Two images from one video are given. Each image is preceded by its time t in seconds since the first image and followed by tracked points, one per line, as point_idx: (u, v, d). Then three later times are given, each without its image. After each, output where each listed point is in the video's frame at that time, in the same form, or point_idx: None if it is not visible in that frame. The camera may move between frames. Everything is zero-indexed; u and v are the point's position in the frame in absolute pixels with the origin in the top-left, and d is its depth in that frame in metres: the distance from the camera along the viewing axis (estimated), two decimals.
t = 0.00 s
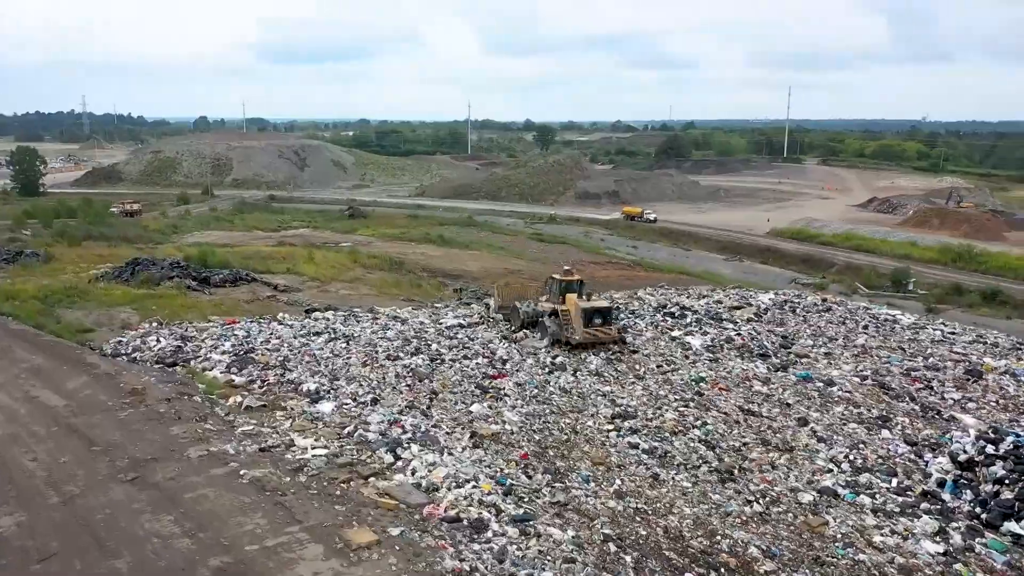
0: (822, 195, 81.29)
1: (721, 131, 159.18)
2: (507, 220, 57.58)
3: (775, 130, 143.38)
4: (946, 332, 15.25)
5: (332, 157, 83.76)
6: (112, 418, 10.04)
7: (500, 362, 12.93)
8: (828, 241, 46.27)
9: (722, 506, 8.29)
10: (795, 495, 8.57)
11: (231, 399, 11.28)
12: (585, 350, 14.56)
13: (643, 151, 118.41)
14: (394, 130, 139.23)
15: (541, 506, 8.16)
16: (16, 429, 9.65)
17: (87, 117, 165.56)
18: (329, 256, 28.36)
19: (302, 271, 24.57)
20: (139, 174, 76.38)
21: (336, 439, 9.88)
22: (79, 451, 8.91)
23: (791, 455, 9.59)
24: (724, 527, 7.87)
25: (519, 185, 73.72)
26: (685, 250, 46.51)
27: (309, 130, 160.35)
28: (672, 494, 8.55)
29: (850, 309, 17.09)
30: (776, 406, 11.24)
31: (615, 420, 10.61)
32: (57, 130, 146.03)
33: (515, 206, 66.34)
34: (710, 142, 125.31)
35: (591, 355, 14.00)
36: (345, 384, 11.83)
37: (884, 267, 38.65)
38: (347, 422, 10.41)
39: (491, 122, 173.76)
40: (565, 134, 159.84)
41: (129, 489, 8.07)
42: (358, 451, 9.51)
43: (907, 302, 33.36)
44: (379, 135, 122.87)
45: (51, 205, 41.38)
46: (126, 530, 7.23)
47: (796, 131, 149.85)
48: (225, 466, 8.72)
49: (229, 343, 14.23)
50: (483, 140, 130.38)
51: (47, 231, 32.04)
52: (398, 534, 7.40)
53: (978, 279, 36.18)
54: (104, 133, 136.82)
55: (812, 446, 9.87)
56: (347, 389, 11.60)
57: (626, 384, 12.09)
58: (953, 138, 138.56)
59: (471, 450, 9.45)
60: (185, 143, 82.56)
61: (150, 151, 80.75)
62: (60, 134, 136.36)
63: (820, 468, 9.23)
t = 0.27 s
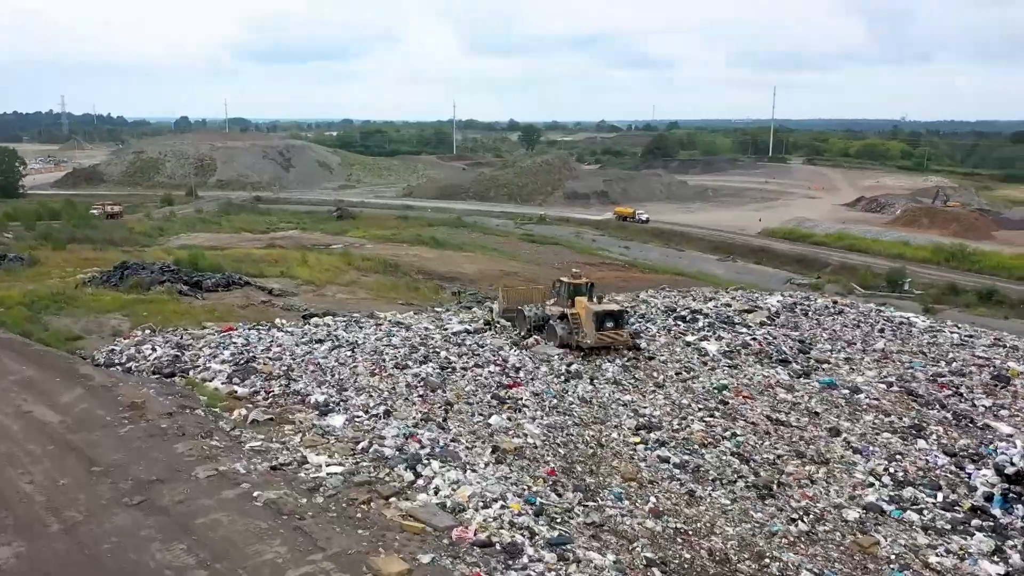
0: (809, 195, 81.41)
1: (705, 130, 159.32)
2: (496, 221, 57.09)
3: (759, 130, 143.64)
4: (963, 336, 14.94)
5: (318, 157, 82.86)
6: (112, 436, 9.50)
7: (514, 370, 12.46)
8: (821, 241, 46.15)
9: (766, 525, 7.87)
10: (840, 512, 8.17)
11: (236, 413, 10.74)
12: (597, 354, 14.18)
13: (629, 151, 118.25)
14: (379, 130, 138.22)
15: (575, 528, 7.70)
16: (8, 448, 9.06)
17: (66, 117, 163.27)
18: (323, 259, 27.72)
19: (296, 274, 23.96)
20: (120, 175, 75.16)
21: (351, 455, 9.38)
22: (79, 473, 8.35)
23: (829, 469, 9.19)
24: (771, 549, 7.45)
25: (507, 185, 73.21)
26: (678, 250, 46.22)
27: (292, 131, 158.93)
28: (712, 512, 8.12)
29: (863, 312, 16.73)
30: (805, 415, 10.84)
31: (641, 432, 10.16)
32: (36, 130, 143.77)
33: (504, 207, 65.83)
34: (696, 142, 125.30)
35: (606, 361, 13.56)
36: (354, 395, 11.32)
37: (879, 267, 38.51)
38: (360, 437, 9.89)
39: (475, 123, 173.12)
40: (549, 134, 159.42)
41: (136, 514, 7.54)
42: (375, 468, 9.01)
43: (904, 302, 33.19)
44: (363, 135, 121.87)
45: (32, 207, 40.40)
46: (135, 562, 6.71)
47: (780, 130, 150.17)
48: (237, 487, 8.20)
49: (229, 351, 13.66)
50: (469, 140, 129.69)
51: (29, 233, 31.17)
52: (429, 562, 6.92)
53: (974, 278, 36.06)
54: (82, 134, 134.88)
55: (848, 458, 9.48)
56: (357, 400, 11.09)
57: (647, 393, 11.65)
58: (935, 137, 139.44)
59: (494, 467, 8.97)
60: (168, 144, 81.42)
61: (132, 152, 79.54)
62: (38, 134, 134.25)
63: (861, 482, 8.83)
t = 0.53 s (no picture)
0: (795, 194, 81.57)
1: (689, 130, 159.45)
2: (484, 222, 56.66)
3: (742, 130, 144.03)
4: (979, 340, 14.68)
5: (302, 157, 81.95)
6: (112, 454, 8.95)
7: (528, 379, 12.00)
8: (811, 241, 46.06)
9: (813, 545, 7.48)
10: (887, 530, 7.78)
11: (240, 426, 10.21)
12: (608, 358, 13.76)
13: (613, 151, 118.05)
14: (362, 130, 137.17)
15: (613, 551, 7.27)
16: None
17: (43, 117, 160.90)
18: (314, 261, 27.12)
19: (289, 277, 23.38)
20: (100, 176, 73.93)
21: (367, 471, 8.90)
22: (80, 497, 7.84)
23: (867, 482, 8.81)
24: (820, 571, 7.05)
25: (493, 185, 72.73)
26: (669, 250, 45.97)
27: (274, 131, 157.57)
28: (754, 531, 7.71)
29: (874, 316, 16.44)
30: (833, 424, 10.49)
31: (668, 445, 9.75)
32: (12, 130, 141.44)
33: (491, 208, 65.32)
34: (680, 142, 125.36)
35: (620, 366, 13.16)
36: (363, 406, 10.82)
37: (871, 267, 38.42)
38: (374, 452, 9.40)
39: (459, 123, 172.51)
40: (533, 134, 159.16)
41: (144, 541, 7.04)
42: (394, 486, 8.52)
43: (898, 302, 33.07)
44: (347, 135, 120.89)
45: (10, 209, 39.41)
46: None
47: (763, 130, 150.53)
48: (251, 509, 7.70)
49: (227, 360, 13.11)
50: (453, 140, 129.05)
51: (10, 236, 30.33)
52: None
53: (966, 278, 36.03)
54: (59, 134, 132.78)
55: (886, 471, 9.10)
56: (367, 412, 10.58)
57: (668, 401, 11.24)
58: (915, 138, 140.41)
59: (519, 484, 8.53)
60: (149, 144, 80.25)
61: (113, 152, 78.30)
62: (14, 134, 132.00)
63: (903, 497, 8.45)
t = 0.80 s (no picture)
0: (779, 194, 81.70)
1: (672, 130, 159.53)
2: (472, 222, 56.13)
3: (724, 129, 144.40)
4: (993, 343, 14.43)
5: (285, 157, 80.97)
6: (110, 473, 8.43)
7: (541, 387, 11.56)
8: (801, 241, 45.96)
9: (862, 565, 7.11)
10: (936, 549, 7.42)
11: (244, 441, 9.70)
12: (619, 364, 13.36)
13: (597, 151, 117.82)
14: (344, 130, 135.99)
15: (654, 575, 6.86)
16: None
17: (18, 117, 158.35)
18: (304, 264, 26.51)
19: (279, 281, 22.78)
20: (79, 177, 72.62)
21: (384, 489, 8.42)
22: (80, 522, 7.35)
23: (906, 495, 8.45)
24: None
25: (479, 185, 72.18)
26: (659, 251, 45.70)
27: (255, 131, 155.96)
28: (797, 551, 7.34)
29: (884, 319, 16.15)
30: (862, 432, 10.14)
31: (696, 457, 9.34)
32: None
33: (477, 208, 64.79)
34: (663, 142, 125.32)
35: (634, 372, 12.75)
36: (373, 418, 10.33)
37: (863, 266, 38.33)
38: (389, 468, 8.91)
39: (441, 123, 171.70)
40: (516, 134, 158.69)
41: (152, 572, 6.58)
42: (414, 505, 8.05)
43: (892, 302, 32.93)
44: (329, 135, 119.82)
45: None
46: None
47: (746, 130, 150.90)
48: (265, 532, 7.24)
49: (225, 369, 12.57)
50: (435, 139, 128.29)
51: None
52: None
53: (959, 278, 35.99)
54: (35, 134, 130.54)
55: (923, 483, 8.76)
56: (378, 424, 10.10)
57: (689, 410, 10.85)
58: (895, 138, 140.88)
59: (546, 501, 8.09)
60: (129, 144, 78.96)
61: (92, 152, 77.02)
62: None
63: (947, 511, 8.11)
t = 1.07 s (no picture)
0: (764, 193, 81.80)
1: (654, 130, 159.54)
2: (458, 223, 55.59)
3: (707, 129, 144.62)
4: (1007, 345, 14.20)
5: (267, 157, 80.02)
6: (109, 495, 7.92)
7: (554, 396, 11.13)
8: (790, 241, 45.88)
9: None
10: (986, 567, 7.07)
11: (249, 456, 9.19)
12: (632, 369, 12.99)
13: (581, 151, 117.58)
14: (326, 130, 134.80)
15: None
16: None
17: None
18: (294, 266, 25.94)
19: (270, 284, 22.21)
20: (56, 178, 71.36)
21: (402, 509, 7.96)
22: (80, 551, 6.88)
23: (945, 508, 8.12)
24: None
25: (464, 185, 71.66)
26: (648, 251, 45.48)
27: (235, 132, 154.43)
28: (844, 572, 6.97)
29: (893, 321, 15.91)
30: (890, 440, 9.83)
31: (724, 470, 8.95)
32: None
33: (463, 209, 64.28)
34: (647, 142, 125.27)
35: (647, 376, 12.37)
36: (383, 431, 9.86)
37: (854, 266, 38.26)
38: (406, 485, 8.45)
39: (423, 124, 170.89)
40: (498, 134, 158.17)
41: None
42: (436, 526, 7.60)
43: (885, 302, 32.84)
44: (311, 135, 118.74)
45: None
46: None
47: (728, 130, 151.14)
48: (281, 560, 6.79)
49: (223, 379, 12.03)
50: (418, 139, 127.50)
51: None
52: None
53: (949, 277, 35.98)
54: (9, 134, 128.29)
55: (962, 495, 8.42)
56: (389, 437, 9.64)
57: (710, 419, 10.46)
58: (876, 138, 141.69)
59: (574, 520, 7.67)
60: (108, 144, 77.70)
61: (69, 152, 75.72)
62: None
63: (991, 527, 7.77)
